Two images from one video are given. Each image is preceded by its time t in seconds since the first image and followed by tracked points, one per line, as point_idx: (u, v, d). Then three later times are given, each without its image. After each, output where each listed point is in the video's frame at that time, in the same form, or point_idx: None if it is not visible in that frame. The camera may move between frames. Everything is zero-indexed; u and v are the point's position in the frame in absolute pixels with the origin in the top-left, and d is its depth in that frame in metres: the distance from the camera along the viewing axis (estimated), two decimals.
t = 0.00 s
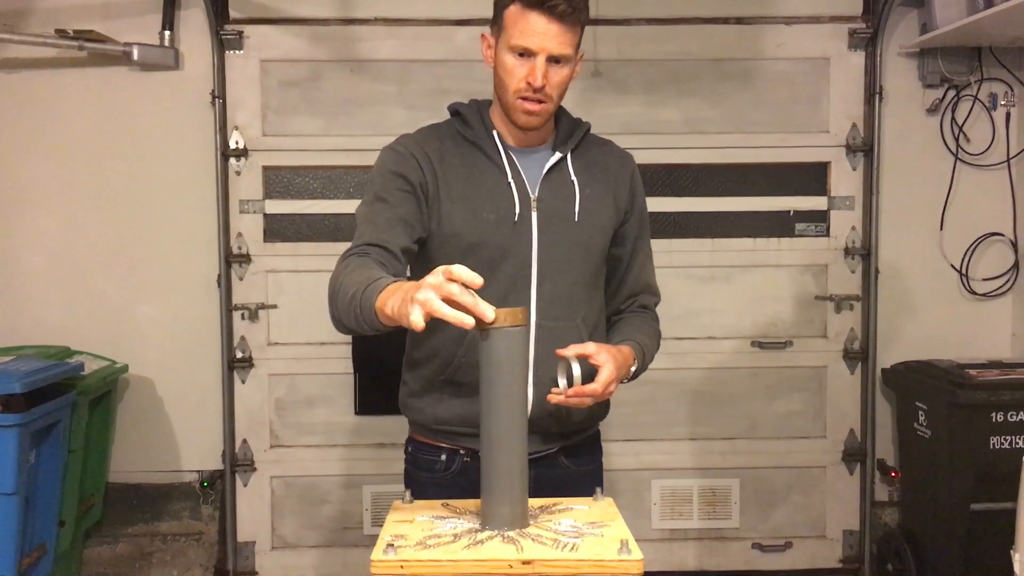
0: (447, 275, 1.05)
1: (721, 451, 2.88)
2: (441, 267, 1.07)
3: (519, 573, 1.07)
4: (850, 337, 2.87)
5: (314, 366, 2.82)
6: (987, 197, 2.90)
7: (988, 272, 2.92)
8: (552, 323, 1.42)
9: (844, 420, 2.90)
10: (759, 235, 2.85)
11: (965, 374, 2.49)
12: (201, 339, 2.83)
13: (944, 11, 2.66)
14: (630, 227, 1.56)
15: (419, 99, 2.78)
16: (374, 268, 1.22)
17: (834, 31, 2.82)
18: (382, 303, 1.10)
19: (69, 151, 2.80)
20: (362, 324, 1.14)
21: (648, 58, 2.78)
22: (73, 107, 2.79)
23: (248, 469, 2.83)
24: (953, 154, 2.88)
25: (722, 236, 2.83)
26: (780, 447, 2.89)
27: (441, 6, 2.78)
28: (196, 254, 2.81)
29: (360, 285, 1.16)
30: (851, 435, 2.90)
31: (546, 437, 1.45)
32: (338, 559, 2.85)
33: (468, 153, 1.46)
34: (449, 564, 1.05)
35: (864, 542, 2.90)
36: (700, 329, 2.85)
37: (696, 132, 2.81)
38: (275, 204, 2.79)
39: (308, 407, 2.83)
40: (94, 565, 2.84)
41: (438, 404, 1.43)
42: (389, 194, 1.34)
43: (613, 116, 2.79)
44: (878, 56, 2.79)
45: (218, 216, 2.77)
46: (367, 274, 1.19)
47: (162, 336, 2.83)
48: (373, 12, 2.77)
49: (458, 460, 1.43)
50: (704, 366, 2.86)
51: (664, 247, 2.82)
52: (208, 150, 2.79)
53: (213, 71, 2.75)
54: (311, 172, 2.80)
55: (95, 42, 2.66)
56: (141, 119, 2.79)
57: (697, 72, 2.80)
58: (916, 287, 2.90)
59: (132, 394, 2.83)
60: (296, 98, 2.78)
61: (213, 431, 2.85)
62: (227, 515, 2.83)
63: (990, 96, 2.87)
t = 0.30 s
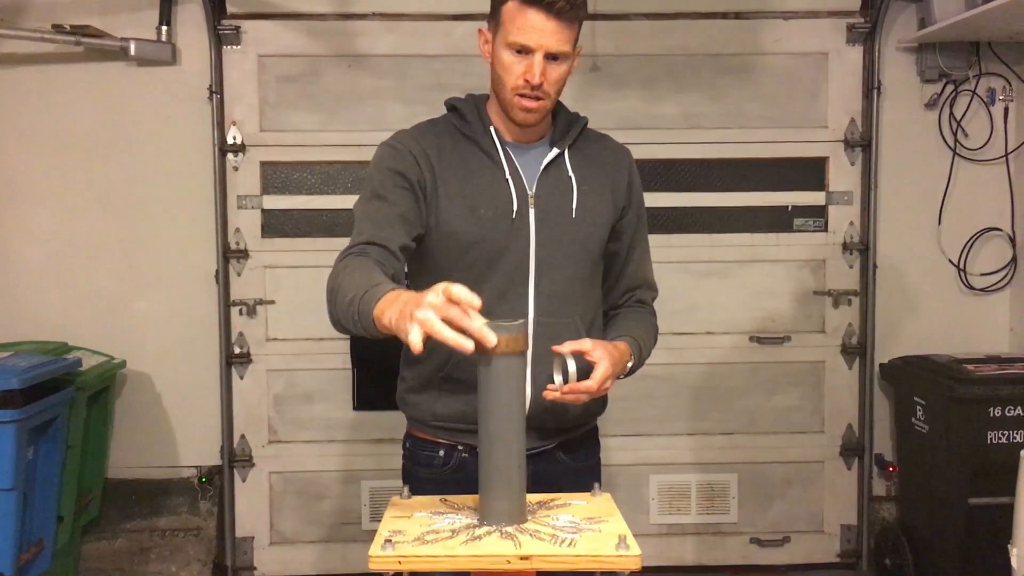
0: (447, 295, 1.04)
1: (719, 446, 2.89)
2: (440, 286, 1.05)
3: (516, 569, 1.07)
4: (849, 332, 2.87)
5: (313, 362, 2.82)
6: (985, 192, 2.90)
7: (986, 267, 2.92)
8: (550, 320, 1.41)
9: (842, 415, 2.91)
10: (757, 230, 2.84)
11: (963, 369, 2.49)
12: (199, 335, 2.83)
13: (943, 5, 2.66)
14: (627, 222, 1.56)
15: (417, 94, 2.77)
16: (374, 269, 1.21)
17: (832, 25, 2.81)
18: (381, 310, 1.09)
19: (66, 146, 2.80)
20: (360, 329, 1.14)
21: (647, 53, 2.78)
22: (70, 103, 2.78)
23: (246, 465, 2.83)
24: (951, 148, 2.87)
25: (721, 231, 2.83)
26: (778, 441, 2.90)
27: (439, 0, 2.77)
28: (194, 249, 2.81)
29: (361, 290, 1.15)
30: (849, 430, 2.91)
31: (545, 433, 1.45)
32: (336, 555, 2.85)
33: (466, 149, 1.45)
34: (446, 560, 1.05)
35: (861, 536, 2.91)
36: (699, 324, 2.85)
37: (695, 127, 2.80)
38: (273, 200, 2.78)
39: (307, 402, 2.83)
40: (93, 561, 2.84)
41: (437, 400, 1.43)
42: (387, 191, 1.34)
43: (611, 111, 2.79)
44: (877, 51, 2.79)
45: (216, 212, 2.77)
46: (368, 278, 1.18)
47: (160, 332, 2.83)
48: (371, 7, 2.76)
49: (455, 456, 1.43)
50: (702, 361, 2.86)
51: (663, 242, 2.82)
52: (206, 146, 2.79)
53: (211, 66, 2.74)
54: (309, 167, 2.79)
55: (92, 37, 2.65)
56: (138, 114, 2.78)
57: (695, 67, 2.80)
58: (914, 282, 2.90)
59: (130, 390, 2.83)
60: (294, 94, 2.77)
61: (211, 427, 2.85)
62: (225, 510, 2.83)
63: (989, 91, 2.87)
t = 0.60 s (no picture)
0: (442, 366, 1.01)
1: (718, 443, 2.89)
2: (439, 353, 1.02)
3: (516, 566, 1.07)
4: (848, 328, 2.87)
5: (312, 360, 2.82)
6: (985, 189, 2.89)
7: (985, 264, 2.92)
8: (549, 319, 1.42)
9: (842, 412, 2.91)
10: (756, 227, 2.84)
11: (963, 365, 2.48)
12: (199, 333, 2.83)
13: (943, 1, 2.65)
14: (625, 218, 1.56)
15: (417, 91, 2.77)
16: (378, 292, 1.21)
17: (832, 22, 2.81)
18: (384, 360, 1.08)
19: (64, 143, 2.79)
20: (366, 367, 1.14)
21: (646, 50, 2.78)
22: (69, 100, 2.78)
23: (246, 462, 2.83)
24: (950, 145, 2.87)
25: (720, 228, 2.83)
26: (777, 438, 2.90)
27: None
28: (193, 247, 2.81)
29: (365, 322, 1.14)
30: (848, 427, 2.91)
31: (546, 430, 1.44)
32: (336, 552, 2.86)
33: (464, 148, 1.44)
34: (446, 557, 1.05)
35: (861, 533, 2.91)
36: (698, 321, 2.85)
37: (694, 124, 2.80)
38: (272, 197, 2.78)
39: (306, 399, 2.83)
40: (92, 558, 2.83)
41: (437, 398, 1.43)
42: (387, 199, 1.33)
43: (611, 108, 2.78)
44: (877, 48, 2.79)
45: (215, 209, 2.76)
46: (372, 306, 1.17)
47: (159, 330, 2.83)
48: (370, 4, 2.76)
49: (456, 454, 1.43)
50: (702, 358, 2.86)
51: (662, 239, 2.81)
52: (205, 143, 2.78)
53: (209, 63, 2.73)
54: (308, 165, 2.79)
55: (90, 34, 2.65)
56: (137, 111, 2.78)
57: (695, 64, 2.79)
58: (914, 278, 2.90)
59: (129, 387, 2.83)
60: (292, 91, 2.77)
61: (211, 424, 2.85)
62: (225, 508, 2.83)
63: (988, 88, 2.86)
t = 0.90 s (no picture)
0: (444, 435, 1.05)
1: (720, 441, 2.89)
2: (443, 422, 1.05)
3: (517, 564, 1.06)
4: (850, 326, 2.87)
5: (313, 358, 2.82)
6: (986, 186, 2.89)
7: (986, 261, 2.91)
8: (551, 318, 1.41)
9: (843, 410, 2.90)
10: (757, 224, 2.84)
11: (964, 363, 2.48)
12: (200, 331, 2.83)
13: None
14: (626, 212, 1.56)
15: (417, 89, 2.77)
16: (387, 314, 1.20)
17: (833, 19, 2.80)
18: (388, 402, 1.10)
19: (65, 142, 2.79)
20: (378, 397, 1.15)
21: (647, 47, 2.77)
22: (69, 98, 2.78)
23: (247, 460, 2.83)
24: (952, 142, 2.87)
25: (721, 226, 2.83)
26: (779, 436, 2.89)
27: None
28: (194, 245, 2.81)
29: (375, 356, 1.15)
30: (850, 425, 2.91)
31: (548, 428, 1.44)
32: (337, 550, 2.86)
33: (465, 149, 1.44)
34: (447, 555, 1.05)
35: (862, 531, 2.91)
36: (699, 319, 2.85)
37: (695, 122, 2.80)
38: (272, 195, 2.78)
39: (308, 397, 2.83)
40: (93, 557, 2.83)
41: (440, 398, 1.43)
42: (391, 208, 1.32)
43: (611, 106, 2.78)
44: (878, 45, 2.78)
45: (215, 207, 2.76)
46: (381, 334, 1.17)
47: (160, 328, 2.83)
48: (370, 2, 2.75)
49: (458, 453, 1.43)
50: (703, 356, 2.86)
51: (663, 237, 2.81)
52: (206, 141, 2.78)
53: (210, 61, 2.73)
54: (309, 163, 2.79)
55: (91, 33, 2.65)
56: (138, 110, 2.78)
57: (695, 62, 2.79)
58: (916, 276, 2.90)
59: (131, 386, 2.83)
60: (293, 89, 2.77)
61: (212, 423, 2.85)
62: (226, 506, 2.83)
63: (990, 85, 2.85)
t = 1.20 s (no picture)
0: (451, 459, 1.06)
1: (722, 439, 2.88)
2: (451, 445, 1.06)
3: (518, 562, 1.06)
4: (852, 324, 2.86)
5: (315, 357, 2.82)
6: (988, 183, 2.88)
7: (988, 259, 2.91)
8: (554, 317, 1.41)
9: (846, 407, 2.90)
10: (759, 222, 2.84)
11: (966, 360, 2.48)
12: (202, 330, 2.83)
13: None
14: (629, 210, 1.55)
15: (418, 88, 2.77)
16: (396, 321, 1.20)
17: (834, 16, 2.80)
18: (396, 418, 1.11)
19: (66, 141, 2.79)
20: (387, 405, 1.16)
21: (647, 45, 2.77)
22: (70, 98, 2.78)
23: (249, 459, 2.83)
24: (954, 140, 2.86)
25: (723, 224, 2.82)
26: (781, 434, 2.89)
27: None
28: (196, 244, 2.81)
29: (384, 365, 1.15)
30: (852, 422, 2.90)
31: (551, 427, 1.44)
32: (339, 548, 2.86)
33: (467, 148, 1.43)
34: (449, 553, 1.05)
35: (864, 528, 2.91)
36: (701, 317, 2.85)
37: (696, 120, 2.79)
38: (273, 194, 2.78)
39: (310, 396, 2.84)
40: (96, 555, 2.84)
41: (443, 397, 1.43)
42: (396, 210, 1.32)
43: (613, 103, 2.78)
44: (879, 42, 2.77)
45: (217, 206, 2.76)
46: (389, 343, 1.17)
47: (162, 327, 2.83)
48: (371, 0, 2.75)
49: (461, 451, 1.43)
50: (705, 354, 2.86)
51: (665, 235, 2.81)
52: (207, 140, 2.78)
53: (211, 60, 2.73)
54: (311, 162, 2.79)
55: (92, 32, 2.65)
56: (140, 109, 2.78)
57: (697, 59, 2.78)
58: (918, 274, 2.89)
59: (133, 385, 2.83)
60: (294, 88, 2.76)
61: (214, 421, 2.85)
62: (229, 505, 2.83)
63: (992, 81, 2.85)
